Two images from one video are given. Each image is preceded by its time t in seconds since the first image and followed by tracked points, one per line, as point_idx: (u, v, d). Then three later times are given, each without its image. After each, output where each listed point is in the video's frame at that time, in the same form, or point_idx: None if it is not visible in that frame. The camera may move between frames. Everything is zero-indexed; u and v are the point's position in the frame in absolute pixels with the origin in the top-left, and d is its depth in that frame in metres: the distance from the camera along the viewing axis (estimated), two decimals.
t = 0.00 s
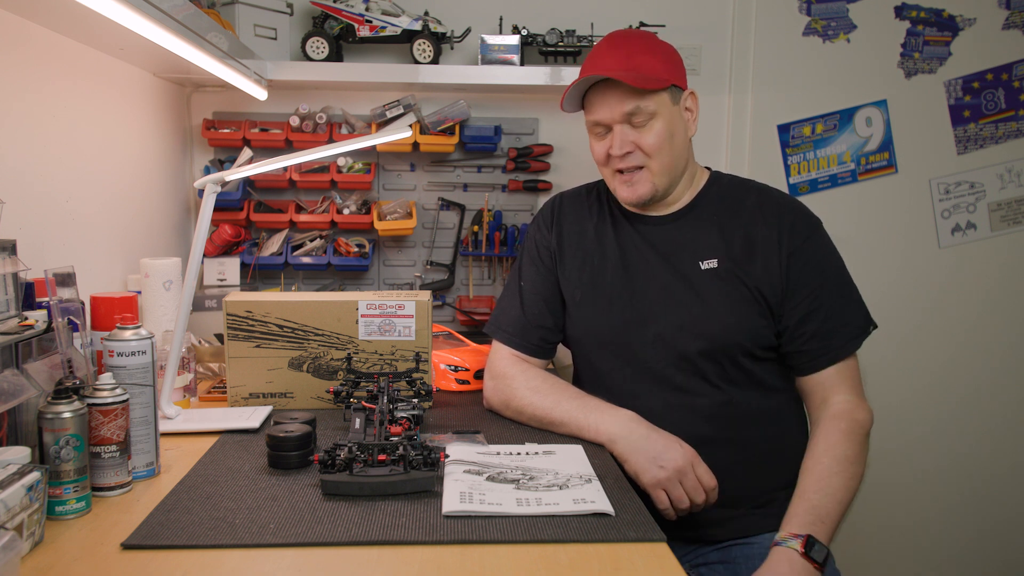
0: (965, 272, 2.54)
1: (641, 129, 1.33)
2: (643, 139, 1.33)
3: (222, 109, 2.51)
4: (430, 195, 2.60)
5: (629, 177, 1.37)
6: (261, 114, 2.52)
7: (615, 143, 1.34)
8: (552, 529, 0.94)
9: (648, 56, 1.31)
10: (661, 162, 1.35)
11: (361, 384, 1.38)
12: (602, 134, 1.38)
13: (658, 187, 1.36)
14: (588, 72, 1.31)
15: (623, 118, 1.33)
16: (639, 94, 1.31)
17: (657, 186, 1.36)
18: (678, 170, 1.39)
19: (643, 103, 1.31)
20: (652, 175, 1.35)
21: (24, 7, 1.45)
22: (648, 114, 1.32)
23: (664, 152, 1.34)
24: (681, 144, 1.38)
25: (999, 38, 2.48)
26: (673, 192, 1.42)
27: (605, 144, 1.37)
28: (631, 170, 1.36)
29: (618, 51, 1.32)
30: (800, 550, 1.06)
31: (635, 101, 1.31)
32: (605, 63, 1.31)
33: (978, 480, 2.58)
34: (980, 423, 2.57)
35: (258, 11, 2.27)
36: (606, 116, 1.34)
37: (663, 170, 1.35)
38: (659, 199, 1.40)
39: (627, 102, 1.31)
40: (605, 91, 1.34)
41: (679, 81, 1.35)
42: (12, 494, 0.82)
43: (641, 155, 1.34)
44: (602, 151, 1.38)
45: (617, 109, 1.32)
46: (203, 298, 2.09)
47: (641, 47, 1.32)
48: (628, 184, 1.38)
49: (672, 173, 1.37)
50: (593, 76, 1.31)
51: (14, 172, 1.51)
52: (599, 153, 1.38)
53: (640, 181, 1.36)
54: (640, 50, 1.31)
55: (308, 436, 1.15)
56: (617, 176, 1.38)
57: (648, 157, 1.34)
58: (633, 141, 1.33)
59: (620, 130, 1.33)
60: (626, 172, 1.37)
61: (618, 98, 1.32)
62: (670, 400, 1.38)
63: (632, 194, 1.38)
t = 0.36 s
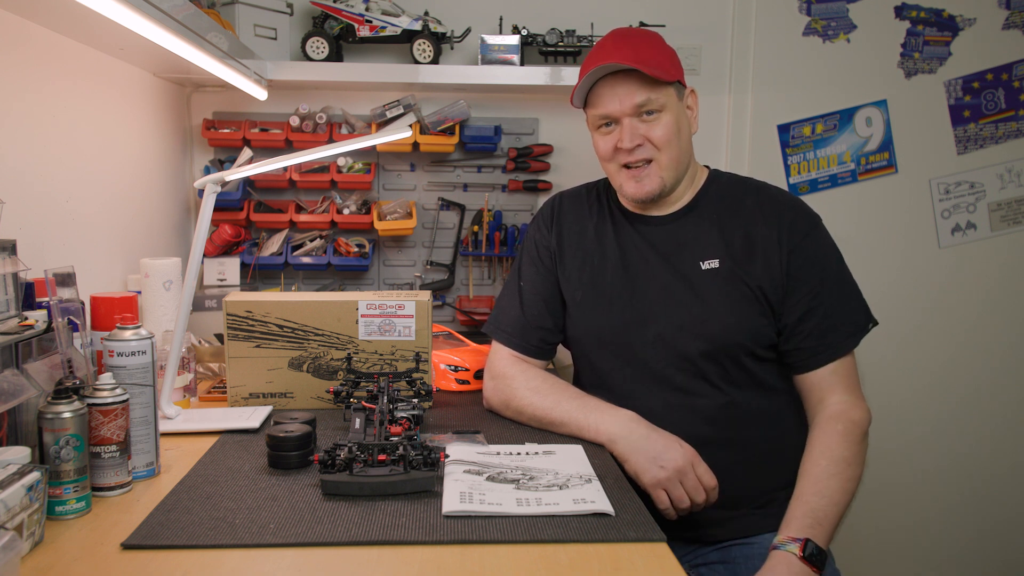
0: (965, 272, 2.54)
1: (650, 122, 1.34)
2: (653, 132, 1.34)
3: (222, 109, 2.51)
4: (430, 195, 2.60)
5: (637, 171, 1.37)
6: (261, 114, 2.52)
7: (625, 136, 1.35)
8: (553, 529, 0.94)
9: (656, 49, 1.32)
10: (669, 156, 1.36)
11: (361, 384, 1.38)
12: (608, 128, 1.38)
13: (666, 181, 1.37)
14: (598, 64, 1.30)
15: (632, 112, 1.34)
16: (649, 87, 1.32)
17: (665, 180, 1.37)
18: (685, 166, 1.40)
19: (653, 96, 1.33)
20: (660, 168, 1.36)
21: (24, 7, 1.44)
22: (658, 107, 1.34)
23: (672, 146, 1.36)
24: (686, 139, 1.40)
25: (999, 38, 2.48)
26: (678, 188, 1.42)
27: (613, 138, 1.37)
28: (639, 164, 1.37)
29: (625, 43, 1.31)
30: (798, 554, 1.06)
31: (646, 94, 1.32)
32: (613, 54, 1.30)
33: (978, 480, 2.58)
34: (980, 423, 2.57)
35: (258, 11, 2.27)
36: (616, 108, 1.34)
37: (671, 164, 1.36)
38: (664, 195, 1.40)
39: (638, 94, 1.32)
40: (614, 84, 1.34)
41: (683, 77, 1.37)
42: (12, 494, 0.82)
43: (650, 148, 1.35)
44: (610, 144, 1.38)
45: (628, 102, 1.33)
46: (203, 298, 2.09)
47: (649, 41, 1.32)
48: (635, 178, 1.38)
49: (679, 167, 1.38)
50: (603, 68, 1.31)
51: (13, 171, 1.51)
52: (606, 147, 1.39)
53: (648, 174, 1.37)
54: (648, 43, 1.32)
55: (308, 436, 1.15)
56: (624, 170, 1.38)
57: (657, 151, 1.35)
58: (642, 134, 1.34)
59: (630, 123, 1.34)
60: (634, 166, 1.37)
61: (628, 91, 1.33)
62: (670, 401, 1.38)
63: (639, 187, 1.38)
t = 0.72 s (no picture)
0: (965, 272, 2.54)
1: (647, 123, 1.34)
2: (650, 133, 1.34)
3: (222, 109, 2.51)
4: (430, 195, 2.60)
5: (634, 171, 1.37)
6: (261, 114, 2.52)
7: (622, 137, 1.35)
8: (553, 529, 0.94)
9: (653, 49, 1.32)
10: (666, 156, 1.36)
11: (361, 384, 1.38)
12: (606, 128, 1.38)
13: (663, 181, 1.36)
14: (595, 65, 1.31)
15: (629, 112, 1.34)
16: (645, 87, 1.32)
17: (662, 180, 1.36)
18: (682, 167, 1.39)
19: (650, 97, 1.33)
20: (657, 169, 1.36)
21: (24, 8, 1.45)
22: (654, 107, 1.33)
23: (669, 147, 1.35)
24: (684, 139, 1.40)
25: (999, 38, 2.48)
26: (676, 188, 1.42)
27: (611, 138, 1.37)
28: (636, 164, 1.36)
29: (622, 43, 1.31)
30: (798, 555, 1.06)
31: (642, 94, 1.32)
32: (610, 55, 1.30)
33: (978, 480, 2.58)
34: (980, 422, 2.57)
35: (259, 11, 2.27)
36: (613, 109, 1.34)
37: (668, 164, 1.36)
38: (662, 195, 1.40)
39: (634, 95, 1.32)
40: (611, 84, 1.34)
41: (681, 77, 1.37)
42: (12, 494, 0.82)
43: (647, 148, 1.35)
44: (607, 145, 1.38)
45: (624, 102, 1.33)
46: (203, 298, 2.09)
47: (646, 41, 1.32)
48: (632, 177, 1.37)
49: (676, 168, 1.38)
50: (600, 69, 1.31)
51: (13, 171, 1.51)
52: (604, 148, 1.39)
53: (645, 174, 1.36)
54: (645, 43, 1.31)
55: (308, 436, 1.15)
56: (621, 170, 1.38)
57: (654, 151, 1.35)
58: (639, 134, 1.34)
59: (627, 123, 1.34)
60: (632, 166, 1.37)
61: (625, 91, 1.33)
62: (670, 401, 1.38)
63: (636, 187, 1.37)
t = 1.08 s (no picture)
0: (965, 272, 2.54)
1: (645, 122, 1.34)
2: (648, 132, 1.34)
3: (222, 109, 2.51)
4: (430, 195, 2.60)
5: (632, 170, 1.37)
6: (260, 114, 2.52)
7: (620, 136, 1.35)
8: (552, 529, 0.94)
9: (651, 48, 1.31)
10: (664, 155, 1.36)
11: (361, 384, 1.38)
12: (604, 128, 1.39)
13: (661, 179, 1.36)
14: (592, 65, 1.31)
15: (627, 111, 1.34)
16: (643, 87, 1.32)
17: (660, 179, 1.36)
18: (681, 165, 1.39)
19: (648, 96, 1.32)
20: (655, 167, 1.36)
21: (24, 8, 1.45)
22: (652, 106, 1.33)
23: (667, 146, 1.35)
24: (682, 138, 1.40)
25: (999, 38, 2.48)
26: (675, 187, 1.42)
27: (609, 138, 1.38)
28: (634, 164, 1.37)
29: (619, 43, 1.31)
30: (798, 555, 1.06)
31: (640, 93, 1.32)
32: (607, 55, 1.30)
33: (978, 480, 2.58)
34: (980, 422, 2.57)
35: (259, 12, 2.27)
36: (611, 108, 1.35)
37: (666, 163, 1.36)
38: (660, 194, 1.40)
39: (631, 94, 1.32)
40: (609, 84, 1.34)
41: (679, 76, 1.37)
42: (12, 494, 0.82)
43: (644, 148, 1.35)
44: (605, 144, 1.38)
45: (622, 102, 1.33)
46: (203, 298, 2.09)
47: (644, 40, 1.32)
48: (630, 176, 1.38)
49: (674, 166, 1.37)
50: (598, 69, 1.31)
51: (13, 170, 1.51)
52: (602, 147, 1.39)
53: (643, 173, 1.36)
54: (643, 43, 1.31)
55: (308, 436, 1.15)
56: (620, 170, 1.39)
57: (652, 150, 1.35)
58: (637, 134, 1.35)
59: (624, 123, 1.35)
60: (630, 165, 1.37)
61: (622, 91, 1.33)
62: (670, 401, 1.38)
63: (634, 186, 1.38)
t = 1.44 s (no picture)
0: (965, 272, 2.54)
1: (629, 131, 1.34)
2: (632, 141, 1.34)
3: (222, 109, 2.51)
4: (430, 195, 2.60)
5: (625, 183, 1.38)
6: (260, 114, 2.52)
7: (605, 147, 1.35)
8: (552, 529, 0.94)
9: (629, 58, 1.31)
10: (652, 163, 1.35)
11: (361, 384, 1.38)
12: (590, 139, 1.39)
13: (654, 189, 1.37)
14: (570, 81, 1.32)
15: (609, 122, 1.34)
16: (623, 97, 1.32)
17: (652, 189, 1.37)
18: (671, 171, 1.39)
19: (628, 105, 1.32)
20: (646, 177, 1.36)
21: (24, 8, 1.45)
22: (634, 115, 1.33)
23: (653, 153, 1.35)
24: (670, 144, 1.39)
25: (999, 38, 2.48)
26: (669, 194, 1.42)
27: (595, 149, 1.38)
28: (623, 173, 1.37)
29: (597, 56, 1.32)
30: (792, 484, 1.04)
31: (620, 104, 1.32)
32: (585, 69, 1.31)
33: (979, 480, 2.58)
34: (980, 422, 2.57)
35: (259, 12, 2.27)
36: (595, 121, 1.35)
37: (655, 171, 1.36)
38: (655, 202, 1.41)
39: (612, 105, 1.32)
40: (590, 97, 1.35)
41: (663, 81, 1.36)
42: (12, 494, 0.82)
43: (631, 157, 1.35)
44: (593, 156, 1.38)
45: (603, 113, 1.33)
46: (203, 298, 2.09)
47: (621, 50, 1.32)
48: (624, 190, 1.39)
49: (663, 173, 1.37)
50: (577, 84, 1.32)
51: (13, 171, 1.51)
52: (590, 159, 1.39)
53: (636, 185, 1.38)
54: (621, 54, 1.31)
55: (308, 435, 1.15)
56: (611, 181, 1.40)
57: (639, 159, 1.35)
58: (621, 144, 1.34)
59: (608, 134, 1.35)
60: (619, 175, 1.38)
61: (603, 102, 1.33)
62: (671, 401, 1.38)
63: (627, 199, 1.39)
